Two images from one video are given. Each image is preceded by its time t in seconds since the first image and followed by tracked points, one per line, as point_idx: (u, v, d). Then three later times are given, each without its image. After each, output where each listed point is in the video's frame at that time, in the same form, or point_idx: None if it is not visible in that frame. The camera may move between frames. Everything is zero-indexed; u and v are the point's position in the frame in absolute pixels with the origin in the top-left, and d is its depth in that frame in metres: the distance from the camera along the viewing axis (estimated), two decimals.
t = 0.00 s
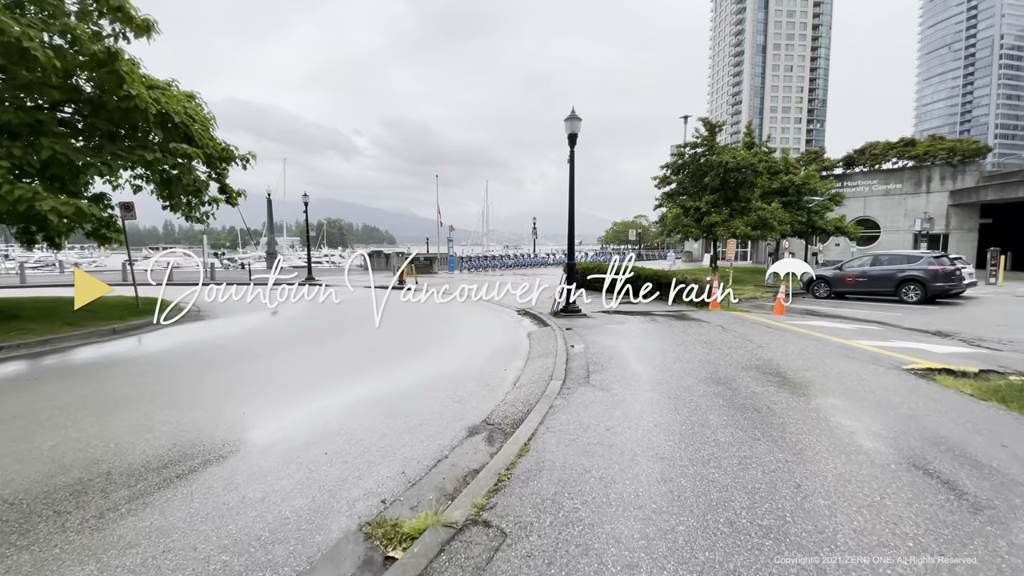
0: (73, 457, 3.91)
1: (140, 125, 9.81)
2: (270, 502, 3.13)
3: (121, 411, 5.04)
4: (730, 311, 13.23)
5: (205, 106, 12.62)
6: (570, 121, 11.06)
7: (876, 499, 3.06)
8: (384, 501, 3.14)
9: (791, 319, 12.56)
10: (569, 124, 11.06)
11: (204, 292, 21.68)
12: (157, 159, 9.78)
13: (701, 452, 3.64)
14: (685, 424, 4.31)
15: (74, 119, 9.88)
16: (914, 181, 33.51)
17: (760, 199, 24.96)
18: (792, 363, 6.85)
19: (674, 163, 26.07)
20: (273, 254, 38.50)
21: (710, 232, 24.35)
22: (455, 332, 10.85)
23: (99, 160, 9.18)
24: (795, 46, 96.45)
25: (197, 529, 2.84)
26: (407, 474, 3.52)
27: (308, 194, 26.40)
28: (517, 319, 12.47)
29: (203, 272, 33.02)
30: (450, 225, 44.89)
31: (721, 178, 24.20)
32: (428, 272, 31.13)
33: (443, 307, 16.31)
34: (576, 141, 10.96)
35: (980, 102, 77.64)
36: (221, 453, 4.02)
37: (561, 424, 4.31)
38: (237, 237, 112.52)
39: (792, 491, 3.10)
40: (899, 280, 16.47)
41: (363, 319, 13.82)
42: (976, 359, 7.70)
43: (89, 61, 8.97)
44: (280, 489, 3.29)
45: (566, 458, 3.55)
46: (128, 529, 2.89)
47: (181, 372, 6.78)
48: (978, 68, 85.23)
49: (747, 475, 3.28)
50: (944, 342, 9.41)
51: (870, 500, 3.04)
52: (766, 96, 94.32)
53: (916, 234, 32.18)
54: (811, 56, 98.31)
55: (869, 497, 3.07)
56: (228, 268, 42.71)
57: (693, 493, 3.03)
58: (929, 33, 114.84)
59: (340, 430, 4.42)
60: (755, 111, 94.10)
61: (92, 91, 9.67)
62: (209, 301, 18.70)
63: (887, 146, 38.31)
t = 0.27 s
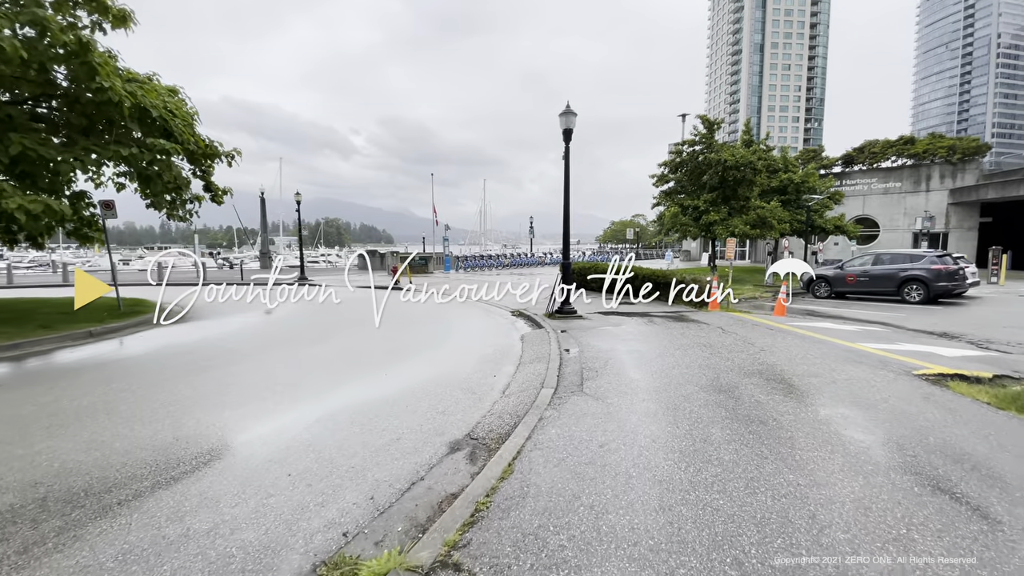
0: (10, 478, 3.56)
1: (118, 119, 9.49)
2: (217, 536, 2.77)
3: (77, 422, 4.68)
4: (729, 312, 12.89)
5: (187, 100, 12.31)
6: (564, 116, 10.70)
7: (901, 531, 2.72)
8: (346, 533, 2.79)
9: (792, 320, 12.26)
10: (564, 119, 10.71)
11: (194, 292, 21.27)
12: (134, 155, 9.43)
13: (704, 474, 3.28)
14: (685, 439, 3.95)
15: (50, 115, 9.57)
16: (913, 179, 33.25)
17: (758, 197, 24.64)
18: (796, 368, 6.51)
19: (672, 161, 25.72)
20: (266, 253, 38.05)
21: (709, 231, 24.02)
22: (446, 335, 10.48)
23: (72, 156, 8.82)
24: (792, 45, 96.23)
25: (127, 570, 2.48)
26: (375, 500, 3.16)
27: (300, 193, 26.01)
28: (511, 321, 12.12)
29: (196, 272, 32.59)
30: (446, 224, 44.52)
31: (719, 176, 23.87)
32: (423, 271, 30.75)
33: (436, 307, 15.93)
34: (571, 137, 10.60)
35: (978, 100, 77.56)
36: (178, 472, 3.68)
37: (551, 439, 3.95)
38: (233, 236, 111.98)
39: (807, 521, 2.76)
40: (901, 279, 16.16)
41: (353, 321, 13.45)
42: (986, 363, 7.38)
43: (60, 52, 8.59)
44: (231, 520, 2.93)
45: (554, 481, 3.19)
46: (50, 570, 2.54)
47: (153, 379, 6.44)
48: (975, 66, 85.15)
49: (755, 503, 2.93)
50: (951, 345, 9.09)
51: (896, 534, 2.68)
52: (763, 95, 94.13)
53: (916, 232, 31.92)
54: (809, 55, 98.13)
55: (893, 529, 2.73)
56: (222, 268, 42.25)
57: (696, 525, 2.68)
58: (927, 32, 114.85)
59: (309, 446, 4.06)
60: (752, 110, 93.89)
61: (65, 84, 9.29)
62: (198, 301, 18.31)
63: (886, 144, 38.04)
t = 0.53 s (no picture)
0: None
1: (90, 111, 9.14)
2: None
3: (21, 434, 4.30)
4: (728, 312, 12.55)
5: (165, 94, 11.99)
6: (557, 110, 10.33)
7: (928, 569, 2.36)
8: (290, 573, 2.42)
9: (792, 320, 11.93)
10: (557, 113, 10.33)
11: (183, 292, 20.88)
12: (105, 149, 9.01)
13: (703, 499, 2.91)
14: (681, 454, 3.58)
15: (20, 107, 9.21)
16: (912, 177, 32.99)
17: (756, 195, 24.31)
18: (800, 372, 6.15)
19: (668, 159, 25.38)
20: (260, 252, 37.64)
21: (706, 230, 23.68)
22: (435, 336, 10.10)
23: (36, 148, 8.38)
24: (789, 43, 96.08)
25: None
26: (330, 530, 2.79)
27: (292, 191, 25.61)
28: (502, 321, 11.74)
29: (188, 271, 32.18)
30: (442, 223, 44.16)
31: (716, 174, 23.54)
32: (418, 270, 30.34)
33: (428, 307, 15.54)
34: (564, 130, 10.24)
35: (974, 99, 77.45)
36: (117, 494, 3.31)
37: (533, 455, 3.59)
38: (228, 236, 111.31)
39: (823, 557, 2.41)
40: (902, 278, 15.85)
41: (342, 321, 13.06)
42: (996, 366, 7.06)
43: (25, 40, 8.17)
44: (160, 558, 2.56)
45: (533, 508, 2.83)
46: None
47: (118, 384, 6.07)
48: (972, 65, 85.08)
49: (761, 536, 2.56)
50: (957, 346, 8.77)
51: (923, 573, 2.32)
52: (760, 94, 93.94)
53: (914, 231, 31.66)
54: (806, 53, 98.02)
55: (921, 568, 2.37)
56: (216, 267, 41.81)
57: (694, 565, 2.32)
58: (922, 31, 114.86)
59: (268, 464, 3.69)
60: (749, 108, 93.77)
61: (32, 74, 8.87)
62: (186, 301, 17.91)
63: (884, 142, 37.75)
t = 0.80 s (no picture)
0: None
1: (60, 104, 8.77)
2: None
3: None
4: (726, 312, 12.21)
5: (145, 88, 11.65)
6: (550, 104, 9.96)
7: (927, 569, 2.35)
8: None
9: (792, 321, 11.60)
10: (550, 107, 9.97)
11: (170, 292, 20.42)
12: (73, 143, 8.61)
13: (708, 533, 2.56)
14: (682, 476, 3.22)
15: None
16: (909, 176, 32.77)
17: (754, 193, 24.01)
18: (804, 378, 5.81)
19: (665, 157, 25.02)
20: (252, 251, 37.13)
21: (703, 229, 23.32)
22: (424, 338, 9.71)
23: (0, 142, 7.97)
24: (786, 42, 95.98)
25: None
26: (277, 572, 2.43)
27: (283, 188, 25.17)
28: (493, 323, 11.36)
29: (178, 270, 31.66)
30: (436, 222, 43.72)
31: (713, 172, 23.21)
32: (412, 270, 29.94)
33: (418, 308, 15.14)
34: (557, 125, 9.87)
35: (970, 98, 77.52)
36: (43, 525, 2.94)
37: (517, 477, 3.22)
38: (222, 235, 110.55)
39: None
40: (903, 278, 15.57)
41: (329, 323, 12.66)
42: (1007, 369, 6.75)
43: None
44: None
45: (512, 545, 2.47)
46: None
47: (80, 393, 5.71)
48: (967, 64, 85.15)
49: (768, 557, 2.37)
50: (964, 348, 8.46)
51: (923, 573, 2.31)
52: (757, 93, 93.80)
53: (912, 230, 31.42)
54: (802, 52, 97.93)
55: None
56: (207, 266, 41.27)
57: None
58: (918, 30, 114.97)
59: (221, 489, 3.32)
60: (746, 107, 93.66)
61: None
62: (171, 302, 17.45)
63: (881, 140, 37.51)
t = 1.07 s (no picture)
0: None
1: (27, 95, 8.39)
2: None
3: None
4: (724, 313, 11.87)
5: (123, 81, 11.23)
6: (543, 97, 9.59)
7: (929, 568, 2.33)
8: None
9: (792, 321, 11.30)
10: (543, 100, 9.60)
11: (156, 293, 19.96)
12: (40, 136, 8.23)
13: None
14: (683, 505, 2.84)
15: None
16: (906, 175, 32.59)
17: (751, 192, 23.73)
18: (810, 384, 5.45)
19: (661, 155, 24.65)
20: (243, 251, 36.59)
21: (700, 228, 23.00)
22: (411, 341, 9.31)
23: None
24: (781, 42, 96.00)
25: None
26: None
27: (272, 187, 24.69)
28: (483, 324, 10.98)
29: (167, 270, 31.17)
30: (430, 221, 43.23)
31: (710, 170, 22.88)
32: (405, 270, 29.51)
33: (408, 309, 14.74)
34: (550, 119, 9.50)
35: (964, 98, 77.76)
36: None
37: (495, 506, 2.84)
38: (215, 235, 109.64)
39: None
40: (903, 277, 15.29)
41: (315, 325, 12.27)
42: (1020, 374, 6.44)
43: None
44: None
45: None
46: None
47: (36, 402, 5.34)
48: (961, 64, 85.38)
49: (770, 558, 2.35)
50: (971, 351, 8.16)
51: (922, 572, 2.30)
52: (752, 92, 93.71)
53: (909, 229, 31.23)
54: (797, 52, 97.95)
55: None
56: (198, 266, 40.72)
57: None
58: (912, 31, 115.22)
59: (164, 519, 2.96)
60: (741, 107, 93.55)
61: None
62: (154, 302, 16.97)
63: (878, 139, 37.34)
